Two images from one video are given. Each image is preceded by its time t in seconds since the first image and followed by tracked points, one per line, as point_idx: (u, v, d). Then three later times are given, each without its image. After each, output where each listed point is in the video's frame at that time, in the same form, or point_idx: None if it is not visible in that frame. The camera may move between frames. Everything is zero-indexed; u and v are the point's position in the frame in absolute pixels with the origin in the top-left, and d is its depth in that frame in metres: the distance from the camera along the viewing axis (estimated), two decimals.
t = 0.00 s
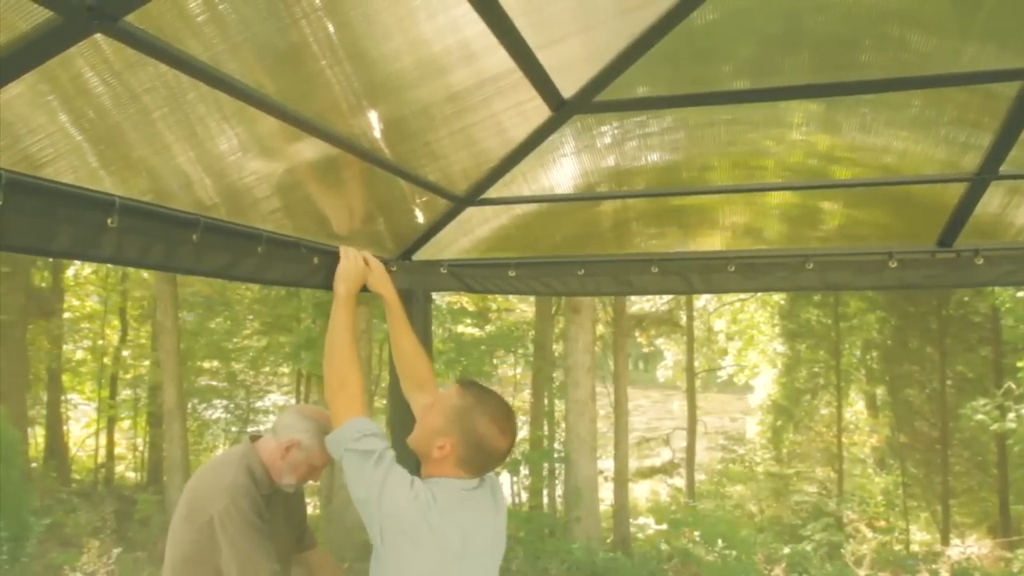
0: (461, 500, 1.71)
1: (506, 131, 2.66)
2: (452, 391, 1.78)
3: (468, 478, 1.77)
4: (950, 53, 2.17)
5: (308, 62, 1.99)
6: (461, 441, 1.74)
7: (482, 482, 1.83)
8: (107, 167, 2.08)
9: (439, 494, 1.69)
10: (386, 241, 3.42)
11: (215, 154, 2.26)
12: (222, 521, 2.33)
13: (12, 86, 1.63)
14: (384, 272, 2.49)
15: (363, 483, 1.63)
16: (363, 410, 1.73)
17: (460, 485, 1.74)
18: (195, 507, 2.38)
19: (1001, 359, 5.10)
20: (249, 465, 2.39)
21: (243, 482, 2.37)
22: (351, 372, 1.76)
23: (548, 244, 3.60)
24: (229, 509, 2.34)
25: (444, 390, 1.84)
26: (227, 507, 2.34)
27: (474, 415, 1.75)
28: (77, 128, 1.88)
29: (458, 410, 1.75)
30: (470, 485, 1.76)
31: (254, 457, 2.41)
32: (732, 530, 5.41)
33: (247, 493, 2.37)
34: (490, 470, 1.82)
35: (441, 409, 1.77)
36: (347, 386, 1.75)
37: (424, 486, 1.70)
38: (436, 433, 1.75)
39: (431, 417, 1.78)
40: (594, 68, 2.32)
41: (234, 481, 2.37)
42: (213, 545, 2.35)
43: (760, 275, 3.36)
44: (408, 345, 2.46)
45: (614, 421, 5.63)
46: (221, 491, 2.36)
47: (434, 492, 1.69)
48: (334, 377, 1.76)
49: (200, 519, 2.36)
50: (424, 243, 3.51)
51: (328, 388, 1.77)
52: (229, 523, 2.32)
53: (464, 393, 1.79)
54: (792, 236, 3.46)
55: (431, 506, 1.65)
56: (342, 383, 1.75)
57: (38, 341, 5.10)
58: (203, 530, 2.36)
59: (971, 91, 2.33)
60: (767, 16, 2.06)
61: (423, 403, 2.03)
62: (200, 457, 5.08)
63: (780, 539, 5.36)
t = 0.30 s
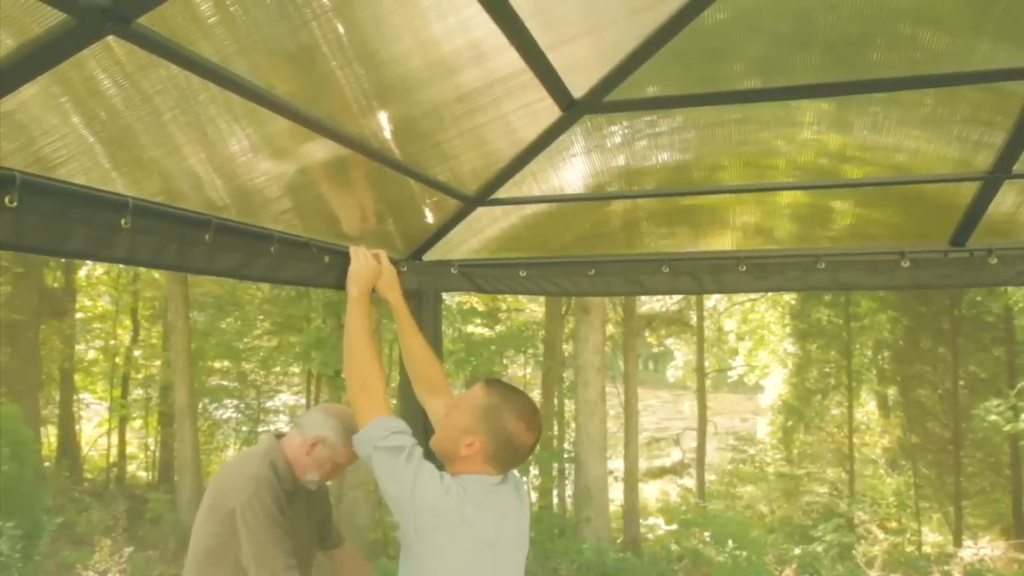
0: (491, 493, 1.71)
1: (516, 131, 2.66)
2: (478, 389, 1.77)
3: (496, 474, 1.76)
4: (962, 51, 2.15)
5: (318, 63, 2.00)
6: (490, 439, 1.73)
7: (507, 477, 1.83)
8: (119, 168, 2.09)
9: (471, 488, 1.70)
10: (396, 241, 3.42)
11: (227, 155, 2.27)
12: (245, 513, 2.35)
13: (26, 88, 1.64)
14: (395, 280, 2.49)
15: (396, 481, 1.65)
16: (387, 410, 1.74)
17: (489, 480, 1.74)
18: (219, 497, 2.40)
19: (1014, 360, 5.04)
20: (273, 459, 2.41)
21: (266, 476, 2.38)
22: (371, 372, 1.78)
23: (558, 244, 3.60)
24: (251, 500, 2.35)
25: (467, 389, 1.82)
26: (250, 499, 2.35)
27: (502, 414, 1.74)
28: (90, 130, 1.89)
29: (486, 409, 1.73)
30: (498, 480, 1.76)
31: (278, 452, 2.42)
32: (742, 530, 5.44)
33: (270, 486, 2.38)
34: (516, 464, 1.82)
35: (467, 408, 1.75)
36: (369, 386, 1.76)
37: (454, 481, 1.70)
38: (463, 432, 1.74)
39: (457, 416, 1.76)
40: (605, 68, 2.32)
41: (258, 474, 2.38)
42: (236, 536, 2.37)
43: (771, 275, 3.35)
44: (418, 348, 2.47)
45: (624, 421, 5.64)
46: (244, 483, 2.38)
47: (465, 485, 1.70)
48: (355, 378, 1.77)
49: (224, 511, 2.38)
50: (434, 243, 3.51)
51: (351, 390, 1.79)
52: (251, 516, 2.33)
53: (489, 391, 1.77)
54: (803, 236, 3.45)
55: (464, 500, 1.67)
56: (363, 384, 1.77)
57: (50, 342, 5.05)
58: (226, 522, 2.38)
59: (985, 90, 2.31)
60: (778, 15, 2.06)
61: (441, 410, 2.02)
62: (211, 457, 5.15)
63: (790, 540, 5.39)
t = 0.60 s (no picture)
0: (504, 495, 1.73)
1: (526, 131, 2.66)
2: (487, 389, 1.76)
3: (505, 473, 1.78)
4: (974, 50, 2.14)
5: (328, 64, 2.00)
6: (501, 440, 1.74)
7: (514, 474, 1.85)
8: (129, 170, 2.10)
9: (486, 491, 1.70)
10: (406, 241, 3.43)
11: (237, 156, 2.28)
12: (267, 505, 2.34)
13: (38, 90, 1.65)
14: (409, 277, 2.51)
15: (413, 490, 1.60)
16: (391, 414, 1.66)
17: (500, 481, 1.75)
18: (243, 490, 2.40)
19: None
20: (297, 452, 2.42)
21: (290, 468, 2.40)
22: (370, 374, 1.68)
23: (567, 244, 3.60)
24: (274, 492, 2.36)
25: (474, 387, 1.81)
26: (273, 491, 2.36)
27: (513, 414, 1.74)
28: (101, 131, 1.90)
29: (496, 410, 1.73)
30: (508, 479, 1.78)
31: (302, 447, 2.44)
32: (752, 530, 5.39)
33: (293, 480, 2.39)
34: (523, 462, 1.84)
35: (476, 408, 1.75)
36: (369, 391, 1.67)
37: (468, 485, 1.69)
38: (474, 433, 1.73)
39: (466, 416, 1.76)
40: (614, 68, 2.31)
41: (282, 466, 2.39)
42: (257, 530, 2.36)
43: (781, 276, 3.34)
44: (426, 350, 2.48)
45: (632, 422, 5.68)
46: (268, 475, 2.38)
47: (480, 489, 1.70)
48: (353, 382, 1.68)
49: (246, 502, 2.38)
50: (444, 244, 3.52)
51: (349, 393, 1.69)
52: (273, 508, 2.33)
53: (499, 391, 1.76)
54: (812, 236, 3.43)
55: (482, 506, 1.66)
56: (363, 388, 1.68)
57: (61, 342, 5.11)
58: (249, 515, 2.37)
59: (996, 88, 2.30)
60: (788, 14, 2.05)
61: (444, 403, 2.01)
62: (220, 457, 5.11)
63: (800, 541, 5.36)
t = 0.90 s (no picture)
0: (489, 503, 1.72)
1: (533, 131, 2.66)
2: (477, 392, 1.77)
3: (491, 479, 1.78)
4: (983, 48, 2.13)
5: (335, 64, 2.01)
6: (487, 444, 1.74)
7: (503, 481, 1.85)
8: (137, 170, 2.11)
9: (471, 498, 1.70)
10: (413, 241, 3.43)
11: (244, 156, 2.29)
12: (285, 500, 2.34)
13: (46, 91, 1.66)
14: (392, 274, 2.54)
15: (399, 500, 1.57)
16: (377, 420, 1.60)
17: (485, 488, 1.74)
18: (265, 484, 2.40)
19: None
20: (318, 451, 2.42)
21: (311, 465, 2.39)
22: (354, 377, 1.62)
23: (574, 244, 3.60)
24: (294, 488, 2.35)
25: (466, 391, 1.82)
26: (292, 487, 2.35)
27: (500, 419, 1.74)
28: (109, 132, 1.91)
29: (484, 413, 1.74)
30: (494, 487, 1.77)
31: (324, 446, 2.44)
32: (760, 531, 5.45)
33: (314, 477, 2.38)
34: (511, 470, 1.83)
35: (465, 411, 1.76)
36: (354, 394, 1.61)
37: (456, 493, 1.69)
38: (461, 436, 1.74)
39: (453, 420, 1.77)
40: (621, 68, 2.31)
41: (303, 463, 2.39)
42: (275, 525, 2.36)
43: (789, 276, 3.33)
44: (415, 351, 2.48)
45: (638, 422, 5.68)
46: (289, 471, 2.38)
47: (467, 497, 1.70)
48: (337, 386, 1.62)
49: (267, 496, 2.39)
50: (452, 243, 3.52)
51: (332, 396, 1.63)
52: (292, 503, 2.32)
53: (489, 395, 1.77)
54: (820, 235, 3.42)
55: (468, 515, 1.65)
56: (348, 391, 1.61)
57: (71, 342, 5.07)
58: (268, 509, 2.38)
59: (1005, 87, 2.29)
60: (797, 14, 2.04)
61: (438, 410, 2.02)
62: (228, 456, 5.13)
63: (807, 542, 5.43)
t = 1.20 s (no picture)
0: (473, 508, 1.70)
1: (540, 131, 2.66)
2: (462, 393, 1.77)
3: (476, 484, 1.77)
4: (991, 47, 2.12)
5: (342, 65, 2.01)
6: (469, 446, 1.73)
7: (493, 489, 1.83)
8: (145, 171, 2.12)
9: (453, 503, 1.68)
10: (419, 241, 3.43)
11: (251, 157, 2.29)
12: (304, 496, 2.18)
13: (54, 92, 1.67)
14: (388, 272, 2.54)
15: (378, 499, 1.57)
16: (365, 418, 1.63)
17: (469, 492, 1.73)
18: (286, 477, 2.25)
19: None
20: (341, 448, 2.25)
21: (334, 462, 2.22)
22: (346, 372, 1.66)
23: (581, 244, 3.59)
24: (313, 485, 2.19)
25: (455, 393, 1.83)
26: (312, 484, 2.19)
27: (483, 420, 1.74)
28: (117, 133, 1.92)
29: (467, 415, 1.74)
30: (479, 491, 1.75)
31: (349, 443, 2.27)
32: (767, 532, 5.41)
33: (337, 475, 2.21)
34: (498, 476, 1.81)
35: (449, 412, 1.76)
36: (344, 389, 1.65)
37: (438, 497, 1.67)
38: (444, 437, 1.75)
39: (438, 421, 1.77)
40: (627, 68, 2.31)
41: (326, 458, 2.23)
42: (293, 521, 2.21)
43: (796, 276, 3.32)
44: (412, 351, 2.48)
45: (645, 423, 5.71)
46: (311, 466, 2.22)
47: (450, 503, 1.68)
48: (329, 379, 1.66)
49: (286, 490, 2.24)
50: (458, 243, 3.52)
51: (322, 391, 1.67)
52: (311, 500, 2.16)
53: (474, 396, 1.77)
54: (827, 234, 3.41)
55: (449, 521, 1.63)
56: (338, 385, 1.65)
57: (78, 342, 5.09)
58: (287, 504, 2.24)
59: (1014, 86, 2.28)
60: (804, 13, 2.04)
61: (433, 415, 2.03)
62: (235, 457, 5.19)
63: (815, 543, 5.39)
